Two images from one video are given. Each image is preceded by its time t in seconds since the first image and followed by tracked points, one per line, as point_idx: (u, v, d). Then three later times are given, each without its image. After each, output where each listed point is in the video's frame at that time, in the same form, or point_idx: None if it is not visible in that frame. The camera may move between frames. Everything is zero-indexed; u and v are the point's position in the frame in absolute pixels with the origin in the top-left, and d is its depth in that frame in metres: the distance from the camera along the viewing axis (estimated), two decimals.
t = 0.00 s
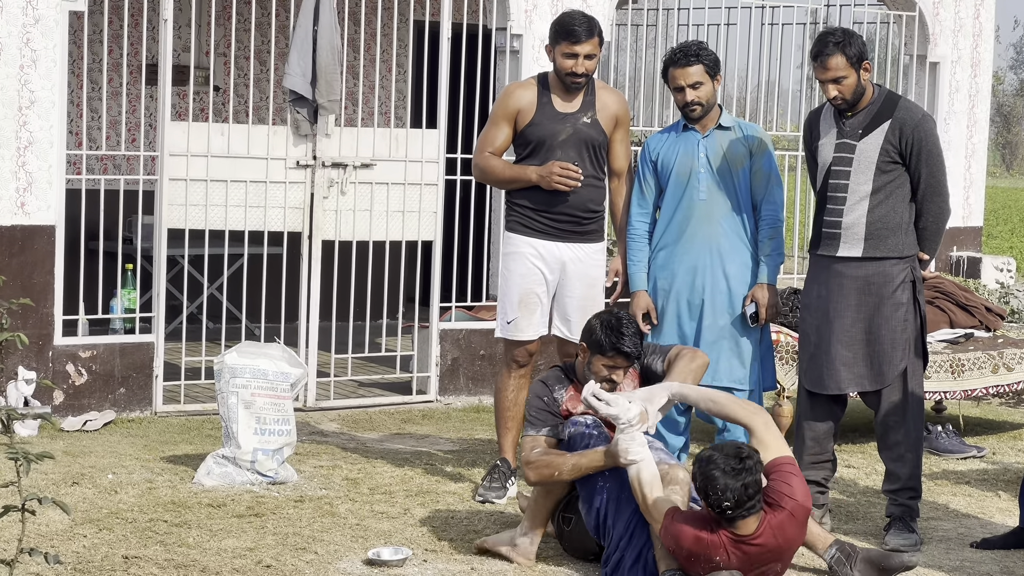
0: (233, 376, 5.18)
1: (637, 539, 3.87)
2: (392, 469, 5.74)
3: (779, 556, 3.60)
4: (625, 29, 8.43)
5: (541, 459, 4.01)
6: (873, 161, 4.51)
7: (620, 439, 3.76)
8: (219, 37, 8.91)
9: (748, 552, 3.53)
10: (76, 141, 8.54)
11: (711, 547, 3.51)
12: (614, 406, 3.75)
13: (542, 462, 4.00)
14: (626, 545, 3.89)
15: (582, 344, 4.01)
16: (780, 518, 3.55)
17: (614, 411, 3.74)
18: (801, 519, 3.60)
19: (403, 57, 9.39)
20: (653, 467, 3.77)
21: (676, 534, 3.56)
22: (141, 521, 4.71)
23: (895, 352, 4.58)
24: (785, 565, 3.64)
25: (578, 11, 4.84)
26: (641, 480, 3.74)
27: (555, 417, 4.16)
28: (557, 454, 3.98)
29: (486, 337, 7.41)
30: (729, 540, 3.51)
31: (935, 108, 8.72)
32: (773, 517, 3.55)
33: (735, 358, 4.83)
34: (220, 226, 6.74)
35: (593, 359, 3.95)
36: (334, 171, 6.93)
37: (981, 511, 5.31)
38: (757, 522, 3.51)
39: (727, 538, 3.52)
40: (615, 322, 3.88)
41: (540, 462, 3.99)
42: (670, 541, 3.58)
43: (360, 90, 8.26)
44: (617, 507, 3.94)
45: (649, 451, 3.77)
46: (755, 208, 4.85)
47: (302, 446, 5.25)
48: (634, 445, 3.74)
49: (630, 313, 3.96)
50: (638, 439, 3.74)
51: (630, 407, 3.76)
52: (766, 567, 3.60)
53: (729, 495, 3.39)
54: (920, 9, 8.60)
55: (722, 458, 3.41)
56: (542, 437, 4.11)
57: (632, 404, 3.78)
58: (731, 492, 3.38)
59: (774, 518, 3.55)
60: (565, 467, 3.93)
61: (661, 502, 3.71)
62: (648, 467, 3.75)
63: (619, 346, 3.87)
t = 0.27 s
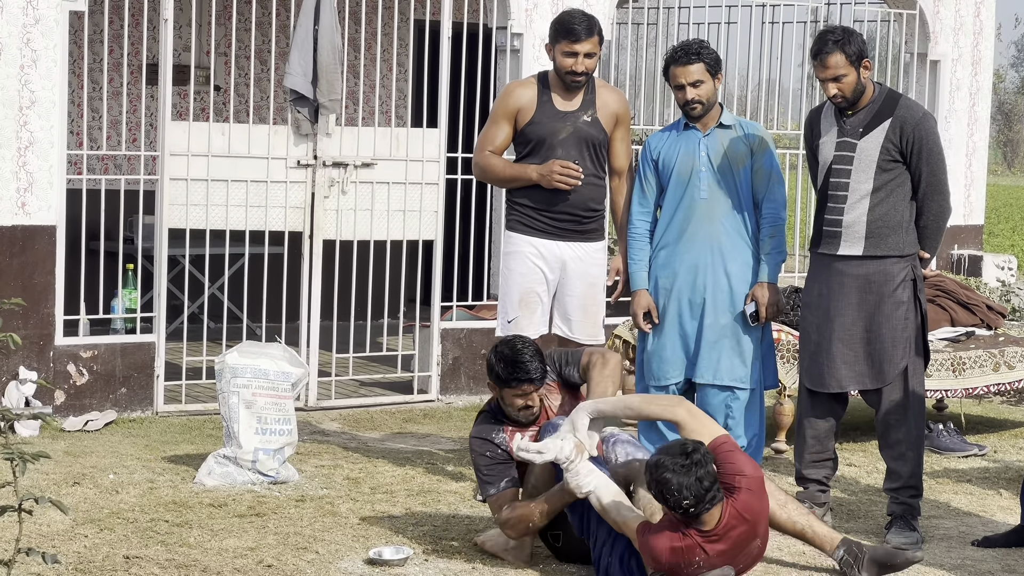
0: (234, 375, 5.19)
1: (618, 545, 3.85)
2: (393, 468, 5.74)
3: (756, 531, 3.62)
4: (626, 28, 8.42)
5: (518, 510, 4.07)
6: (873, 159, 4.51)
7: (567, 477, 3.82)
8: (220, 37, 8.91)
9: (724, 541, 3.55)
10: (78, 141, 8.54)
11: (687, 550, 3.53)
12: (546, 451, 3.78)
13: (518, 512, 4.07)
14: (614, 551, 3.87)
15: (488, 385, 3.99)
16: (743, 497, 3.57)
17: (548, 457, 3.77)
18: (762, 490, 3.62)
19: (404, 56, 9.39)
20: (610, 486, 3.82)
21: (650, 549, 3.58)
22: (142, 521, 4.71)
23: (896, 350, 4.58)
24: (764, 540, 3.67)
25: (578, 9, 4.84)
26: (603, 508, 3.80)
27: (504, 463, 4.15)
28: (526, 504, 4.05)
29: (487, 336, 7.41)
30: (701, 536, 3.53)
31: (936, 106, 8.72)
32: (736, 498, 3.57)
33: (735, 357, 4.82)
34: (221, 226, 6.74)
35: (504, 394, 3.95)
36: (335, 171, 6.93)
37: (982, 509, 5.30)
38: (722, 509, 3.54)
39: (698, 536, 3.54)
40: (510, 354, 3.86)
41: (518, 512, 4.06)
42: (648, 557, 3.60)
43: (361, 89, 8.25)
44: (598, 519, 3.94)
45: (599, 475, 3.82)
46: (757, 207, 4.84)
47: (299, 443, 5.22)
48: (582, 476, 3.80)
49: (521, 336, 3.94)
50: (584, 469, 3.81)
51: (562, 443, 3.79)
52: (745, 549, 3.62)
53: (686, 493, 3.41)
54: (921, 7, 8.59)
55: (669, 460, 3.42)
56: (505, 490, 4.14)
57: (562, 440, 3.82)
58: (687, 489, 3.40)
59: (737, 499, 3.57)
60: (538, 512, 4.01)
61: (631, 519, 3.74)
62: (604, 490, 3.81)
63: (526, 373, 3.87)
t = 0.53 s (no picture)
0: (237, 377, 5.19)
1: (612, 561, 3.88)
2: (396, 470, 5.73)
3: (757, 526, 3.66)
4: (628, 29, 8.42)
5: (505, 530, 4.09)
6: (876, 161, 4.50)
7: (555, 505, 3.79)
8: (223, 39, 8.92)
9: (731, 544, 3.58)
10: (80, 143, 8.54)
11: (697, 559, 3.54)
12: (533, 481, 3.72)
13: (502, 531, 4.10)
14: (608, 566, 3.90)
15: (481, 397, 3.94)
16: (742, 496, 3.59)
17: (535, 488, 3.72)
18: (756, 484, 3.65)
19: (406, 58, 9.39)
20: (598, 510, 3.82)
21: (659, 565, 3.56)
22: (145, 523, 4.71)
23: (899, 352, 4.57)
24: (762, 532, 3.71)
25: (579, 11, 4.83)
26: (596, 532, 3.79)
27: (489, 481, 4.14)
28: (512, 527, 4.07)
29: (490, 338, 7.41)
30: (710, 545, 3.54)
31: (939, 107, 8.71)
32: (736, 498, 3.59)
33: (738, 358, 4.81)
34: (224, 228, 6.74)
35: (496, 407, 3.91)
36: (337, 172, 6.93)
37: (985, 511, 5.30)
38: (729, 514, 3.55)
39: (706, 544, 3.55)
40: (506, 364, 3.81)
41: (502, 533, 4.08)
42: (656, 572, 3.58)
43: (363, 91, 8.25)
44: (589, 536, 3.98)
45: (586, 501, 3.82)
46: (759, 208, 4.84)
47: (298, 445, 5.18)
48: (571, 505, 3.78)
49: (518, 350, 3.89)
50: (572, 497, 3.78)
51: (549, 473, 3.74)
52: (748, 545, 3.66)
53: (698, 510, 3.43)
54: (923, 9, 8.58)
55: (678, 480, 3.40)
56: (492, 510, 4.15)
57: (549, 467, 3.77)
58: (699, 507, 3.42)
59: (738, 500, 3.58)
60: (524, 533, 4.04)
61: (629, 540, 3.71)
62: (592, 515, 3.81)
63: (520, 387, 3.83)
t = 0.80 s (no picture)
0: (242, 381, 5.19)
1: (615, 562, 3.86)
2: (401, 474, 5.73)
3: (760, 528, 3.62)
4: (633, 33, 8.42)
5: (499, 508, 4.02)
6: (880, 164, 4.49)
7: (569, 491, 3.81)
8: (228, 43, 8.93)
9: (732, 542, 3.53)
10: (86, 146, 8.56)
11: (696, 554, 3.50)
12: (556, 462, 3.79)
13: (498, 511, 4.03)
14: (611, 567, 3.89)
15: (526, 380, 3.96)
16: (743, 494, 3.56)
17: (557, 467, 3.78)
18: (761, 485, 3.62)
19: (411, 62, 9.40)
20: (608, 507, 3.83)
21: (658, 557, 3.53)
22: (151, 527, 4.71)
23: (904, 355, 4.56)
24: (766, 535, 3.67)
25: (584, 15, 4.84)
26: (600, 525, 3.79)
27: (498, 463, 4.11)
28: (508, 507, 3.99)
29: (495, 341, 7.41)
30: (710, 540, 3.50)
31: (944, 111, 8.71)
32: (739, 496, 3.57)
33: (743, 362, 4.81)
34: (229, 232, 6.75)
35: (542, 393, 3.92)
36: (342, 176, 6.94)
37: (991, 515, 5.29)
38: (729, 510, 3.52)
39: (706, 539, 3.50)
40: (562, 352, 3.87)
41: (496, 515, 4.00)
42: (655, 566, 3.57)
43: (369, 94, 8.26)
44: (591, 541, 3.95)
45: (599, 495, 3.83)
46: (765, 212, 4.84)
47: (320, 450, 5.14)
48: (585, 493, 3.80)
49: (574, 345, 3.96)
50: (587, 487, 3.80)
51: (574, 458, 3.80)
52: (751, 547, 3.61)
53: (696, 506, 3.40)
54: (928, 12, 8.58)
55: (675, 473, 3.40)
56: (494, 489, 4.09)
57: (572, 455, 3.83)
58: (697, 502, 3.39)
59: (741, 497, 3.56)
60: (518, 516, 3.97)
61: (630, 536, 3.72)
62: (603, 510, 3.81)
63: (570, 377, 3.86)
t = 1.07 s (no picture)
0: (248, 385, 5.19)
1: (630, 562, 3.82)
2: (407, 477, 5.73)
3: (754, 533, 3.56)
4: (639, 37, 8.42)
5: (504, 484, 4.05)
6: (882, 168, 4.48)
7: (578, 469, 3.78)
8: (235, 46, 8.95)
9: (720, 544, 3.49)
10: (92, 150, 8.57)
11: (683, 550, 3.49)
12: (569, 439, 3.75)
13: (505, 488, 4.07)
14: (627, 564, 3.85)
15: (554, 368, 4.02)
16: (738, 497, 3.52)
17: (569, 444, 3.74)
18: (759, 490, 3.56)
19: (417, 65, 9.40)
20: (615, 493, 3.80)
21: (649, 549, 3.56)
22: (157, 530, 4.71)
23: (909, 360, 4.55)
24: (763, 540, 3.60)
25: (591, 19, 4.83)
26: (603, 509, 3.77)
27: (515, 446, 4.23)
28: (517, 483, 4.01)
29: (501, 345, 7.40)
30: (697, 539, 3.48)
31: (951, 116, 8.69)
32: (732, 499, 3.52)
33: (749, 366, 4.81)
34: (235, 235, 6.75)
35: (568, 381, 3.97)
36: (348, 180, 6.94)
37: (998, 520, 5.27)
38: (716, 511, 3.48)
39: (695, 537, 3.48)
40: (590, 340, 3.94)
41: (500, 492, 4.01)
42: (646, 556, 3.58)
43: (375, 98, 8.26)
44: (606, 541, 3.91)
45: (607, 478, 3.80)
46: (771, 216, 4.83)
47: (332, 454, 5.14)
48: (592, 474, 3.76)
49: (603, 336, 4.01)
50: (595, 468, 3.77)
51: (587, 437, 3.75)
52: (745, 551, 3.56)
53: (669, 506, 3.39)
54: (935, 17, 8.56)
55: (652, 472, 3.40)
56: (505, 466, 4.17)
57: (586, 434, 3.79)
58: (669, 501, 3.39)
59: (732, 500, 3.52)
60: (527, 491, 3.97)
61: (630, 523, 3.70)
62: (609, 494, 3.78)
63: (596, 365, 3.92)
